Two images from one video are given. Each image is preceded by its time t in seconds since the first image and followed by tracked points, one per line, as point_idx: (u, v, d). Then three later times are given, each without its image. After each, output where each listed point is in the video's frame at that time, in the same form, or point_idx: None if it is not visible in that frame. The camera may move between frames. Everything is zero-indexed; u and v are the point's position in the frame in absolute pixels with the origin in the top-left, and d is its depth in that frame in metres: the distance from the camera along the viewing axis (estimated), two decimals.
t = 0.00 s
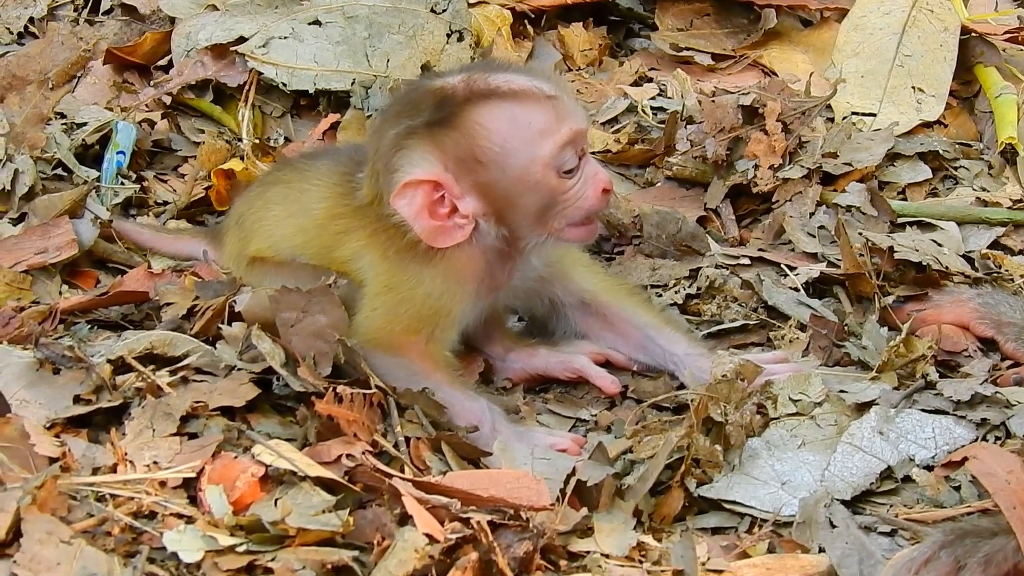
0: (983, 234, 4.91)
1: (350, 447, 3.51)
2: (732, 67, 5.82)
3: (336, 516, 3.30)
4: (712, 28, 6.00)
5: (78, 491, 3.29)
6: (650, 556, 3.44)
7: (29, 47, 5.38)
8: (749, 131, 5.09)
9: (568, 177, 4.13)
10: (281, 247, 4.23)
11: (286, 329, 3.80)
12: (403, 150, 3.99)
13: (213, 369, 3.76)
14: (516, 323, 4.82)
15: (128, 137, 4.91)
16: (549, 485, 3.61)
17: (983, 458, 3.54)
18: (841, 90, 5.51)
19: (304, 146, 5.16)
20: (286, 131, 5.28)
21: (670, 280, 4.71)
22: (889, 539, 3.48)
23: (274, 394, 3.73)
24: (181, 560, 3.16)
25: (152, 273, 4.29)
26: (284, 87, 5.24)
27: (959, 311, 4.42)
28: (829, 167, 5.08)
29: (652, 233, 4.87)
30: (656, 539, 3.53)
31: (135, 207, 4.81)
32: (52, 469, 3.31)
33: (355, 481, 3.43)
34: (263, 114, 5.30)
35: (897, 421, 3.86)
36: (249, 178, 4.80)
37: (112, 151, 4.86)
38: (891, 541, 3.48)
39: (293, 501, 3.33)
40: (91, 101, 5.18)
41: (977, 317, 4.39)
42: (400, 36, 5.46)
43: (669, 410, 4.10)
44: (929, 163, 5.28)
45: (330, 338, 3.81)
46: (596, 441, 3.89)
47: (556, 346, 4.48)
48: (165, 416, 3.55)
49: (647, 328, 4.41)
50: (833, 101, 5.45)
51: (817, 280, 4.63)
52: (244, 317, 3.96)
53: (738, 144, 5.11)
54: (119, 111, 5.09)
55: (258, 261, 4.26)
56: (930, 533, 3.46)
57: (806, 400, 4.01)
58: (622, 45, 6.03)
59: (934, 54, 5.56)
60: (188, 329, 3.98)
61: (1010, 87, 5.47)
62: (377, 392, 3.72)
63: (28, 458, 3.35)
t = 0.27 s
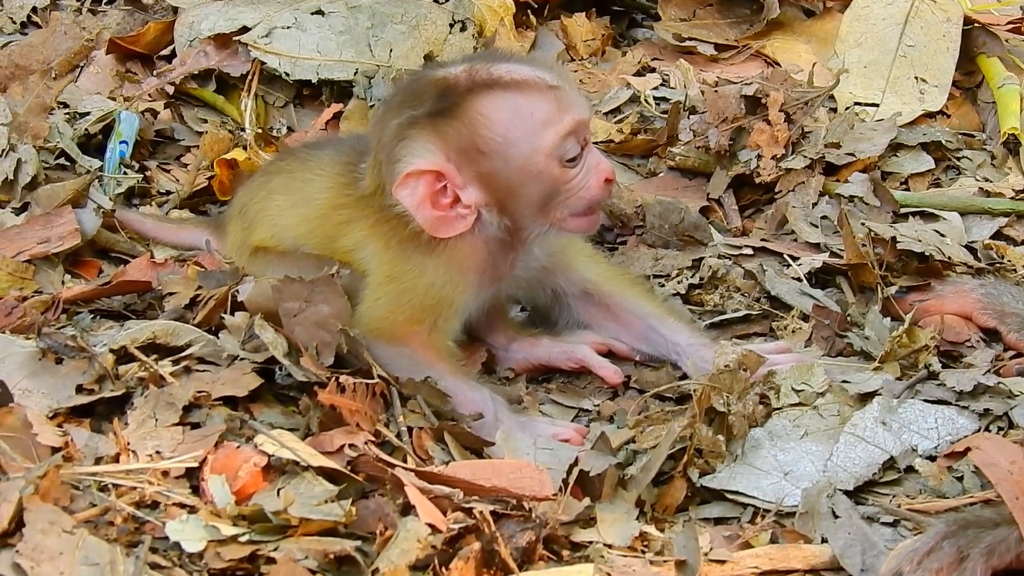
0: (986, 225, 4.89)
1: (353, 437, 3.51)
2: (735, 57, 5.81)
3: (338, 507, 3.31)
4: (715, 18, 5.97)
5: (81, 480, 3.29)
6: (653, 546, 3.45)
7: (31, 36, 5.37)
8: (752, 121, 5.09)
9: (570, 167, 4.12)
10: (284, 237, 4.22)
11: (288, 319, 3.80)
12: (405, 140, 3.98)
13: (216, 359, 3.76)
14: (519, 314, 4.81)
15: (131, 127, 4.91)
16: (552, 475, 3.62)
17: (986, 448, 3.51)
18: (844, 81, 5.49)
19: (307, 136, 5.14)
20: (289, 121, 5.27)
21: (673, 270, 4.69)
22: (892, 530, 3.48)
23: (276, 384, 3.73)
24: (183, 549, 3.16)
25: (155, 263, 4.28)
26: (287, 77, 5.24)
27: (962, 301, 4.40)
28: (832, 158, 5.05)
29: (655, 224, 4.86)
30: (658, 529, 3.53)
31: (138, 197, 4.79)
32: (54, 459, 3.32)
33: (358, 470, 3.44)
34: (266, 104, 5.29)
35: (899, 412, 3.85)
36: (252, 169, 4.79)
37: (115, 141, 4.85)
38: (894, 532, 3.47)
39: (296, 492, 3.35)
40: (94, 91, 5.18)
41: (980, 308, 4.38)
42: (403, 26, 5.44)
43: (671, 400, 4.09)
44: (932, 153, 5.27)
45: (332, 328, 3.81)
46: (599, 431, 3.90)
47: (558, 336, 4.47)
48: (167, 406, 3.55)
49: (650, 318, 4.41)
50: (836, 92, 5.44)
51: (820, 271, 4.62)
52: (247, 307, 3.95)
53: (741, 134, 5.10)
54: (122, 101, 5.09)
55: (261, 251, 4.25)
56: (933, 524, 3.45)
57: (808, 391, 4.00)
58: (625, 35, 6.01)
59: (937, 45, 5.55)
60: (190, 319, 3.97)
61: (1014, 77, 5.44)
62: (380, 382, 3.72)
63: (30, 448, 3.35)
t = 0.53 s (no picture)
0: (989, 217, 4.88)
1: (356, 429, 3.51)
2: (739, 50, 5.80)
3: (341, 499, 3.31)
4: (718, 11, 5.95)
5: (84, 473, 3.29)
6: (656, 538, 3.45)
7: (35, 29, 5.37)
8: (755, 114, 5.07)
9: (575, 161, 4.12)
10: (286, 229, 4.22)
11: (291, 311, 3.80)
12: (410, 133, 3.97)
13: (219, 351, 3.76)
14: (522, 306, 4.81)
15: (134, 119, 4.89)
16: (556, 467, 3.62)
17: (989, 442, 3.50)
18: (847, 73, 5.48)
19: (310, 128, 5.11)
20: (293, 113, 5.25)
21: (677, 263, 4.68)
22: (895, 522, 3.49)
23: (280, 376, 3.73)
24: (186, 542, 3.16)
25: (159, 255, 4.29)
26: (290, 69, 5.23)
27: (965, 294, 4.39)
28: (836, 150, 5.05)
29: (658, 216, 4.85)
30: (661, 521, 3.54)
31: (141, 189, 4.77)
32: (58, 451, 3.32)
33: (361, 463, 3.44)
34: (269, 96, 5.29)
35: (904, 405, 3.84)
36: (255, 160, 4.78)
37: (118, 133, 4.84)
38: (897, 525, 3.48)
39: (299, 484, 3.35)
40: (97, 83, 5.15)
41: (984, 300, 4.37)
42: (406, 18, 5.44)
43: (675, 392, 4.09)
44: (936, 146, 5.25)
45: (335, 320, 3.81)
46: (602, 423, 3.90)
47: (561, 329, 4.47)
48: (170, 398, 3.55)
49: (653, 310, 4.40)
50: (839, 84, 5.42)
51: (824, 263, 4.61)
52: (251, 299, 3.95)
53: (744, 127, 5.07)
54: (125, 93, 5.08)
55: (263, 243, 4.25)
56: (936, 516, 3.46)
57: (812, 383, 4.00)
58: (629, 27, 6.00)
59: (940, 37, 5.53)
60: (194, 311, 3.97)
61: (1017, 69, 5.42)
62: (383, 374, 3.73)
63: (33, 440, 3.36)
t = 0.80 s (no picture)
0: (990, 214, 4.88)
1: (357, 425, 3.51)
2: (740, 46, 5.80)
3: (343, 495, 3.32)
4: (720, 7, 5.97)
5: (85, 469, 3.29)
6: (658, 534, 3.46)
7: (37, 24, 5.36)
8: (757, 110, 5.07)
9: (578, 159, 4.12)
10: (289, 225, 4.22)
11: (293, 307, 3.80)
12: (413, 132, 3.98)
13: (220, 347, 3.76)
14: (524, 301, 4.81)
15: (136, 114, 4.88)
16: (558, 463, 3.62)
17: (991, 437, 3.49)
18: (849, 70, 5.48)
19: (312, 124, 5.13)
20: (294, 109, 5.25)
21: (678, 259, 4.69)
22: (897, 519, 3.49)
23: (281, 372, 3.73)
24: (187, 537, 3.17)
25: (160, 251, 4.29)
26: (292, 65, 5.23)
27: (967, 290, 4.40)
28: (837, 146, 5.06)
29: (660, 212, 4.85)
30: (663, 518, 3.54)
31: (143, 184, 4.78)
32: (59, 446, 3.32)
33: (362, 459, 3.45)
34: (271, 92, 5.28)
35: (906, 400, 3.85)
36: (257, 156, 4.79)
37: (120, 129, 4.83)
38: (899, 521, 3.48)
39: (300, 480, 3.35)
40: (99, 79, 5.17)
41: (985, 297, 4.38)
42: (409, 14, 5.43)
43: (676, 388, 4.08)
44: (937, 142, 5.25)
45: (337, 317, 3.80)
46: (604, 419, 3.90)
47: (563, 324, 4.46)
48: (172, 394, 3.55)
49: (655, 305, 4.39)
50: (841, 81, 5.42)
51: (825, 259, 4.63)
52: (252, 295, 3.94)
53: (746, 123, 5.07)
54: (127, 89, 5.08)
55: (264, 239, 4.24)
56: (937, 513, 3.49)
57: (814, 378, 4.00)
58: (631, 23, 6.01)
59: (942, 33, 5.53)
60: (195, 307, 3.97)
61: (1018, 66, 5.43)
62: (384, 370, 3.72)
63: (35, 436, 3.35)
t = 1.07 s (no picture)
0: (990, 212, 4.88)
1: (356, 423, 3.52)
2: (739, 44, 5.80)
3: (342, 492, 3.32)
4: (720, 4, 5.94)
5: (84, 466, 3.29)
6: (657, 532, 3.46)
7: (36, 21, 5.34)
8: (756, 108, 5.06)
9: (603, 241, 4.18)
10: (289, 224, 4.21)
11: (292, 305, 3.79)
12: (463, 163, 3.91)
13: (218, 344, 3.76)
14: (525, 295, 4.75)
15: (135, 111, 4.88)
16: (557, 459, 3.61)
17: (990, 436, 3.50)
18: (848, 67, 5.48)
19: (311, 122, 5.14)
20: (294, 106, 5.25)
21: (677, 257, 4.65)
22: (896, 517, 3.49)
23: (279, 369, 3.73)
24: (186, 535, 3.17)
25: (159, 247, 4.28)
26: (291, 62, 5.24)
27: (966, 288, 4.41)
28: (837, 144, 5.05)
29: (659, 210, 4.84)
30: (662, 515, 3.54)
31: (142, 181, 4.76)
32: (58, 443, 3.32)
33: (361, 456, 3.45)
34: (271, 89, 5.27)
35: (906, 398, 3.85)
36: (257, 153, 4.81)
37: (119, 125, 4.83)
38: (898, 519, 3.49)
39: (299, 477, 3.36)
40: (98, 75, 5.17)
41: (984, 295, 4.38)
42: (408, 11, 5.41)
43: (676, 386, 4.09)
44: (937, 140, 5.25)
45: (335, 316, 3.78)
46: (604, 415, 3.90)
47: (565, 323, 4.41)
48: (171, 391, 3.55)
49: (663, 309, 4.35)
50: (840, 78, 5.43)
51: (824, 257, 4.62)
52: (251, 292, 3.95)
53: (745, 121, 5.08)
54: (126, 86, 5.07)
55: (263, 237, 4.24)
56: (937, 510, 3.49)
57: (817, 372, 3.99)
58: (630, 21, 6.01)
59: (941, 30, 5.56)
60: (194, 304, 3.97)
61: (1018, 64, 5.45)
62: (382, 368, 3.73)
63: (33, 433, 3.35)
